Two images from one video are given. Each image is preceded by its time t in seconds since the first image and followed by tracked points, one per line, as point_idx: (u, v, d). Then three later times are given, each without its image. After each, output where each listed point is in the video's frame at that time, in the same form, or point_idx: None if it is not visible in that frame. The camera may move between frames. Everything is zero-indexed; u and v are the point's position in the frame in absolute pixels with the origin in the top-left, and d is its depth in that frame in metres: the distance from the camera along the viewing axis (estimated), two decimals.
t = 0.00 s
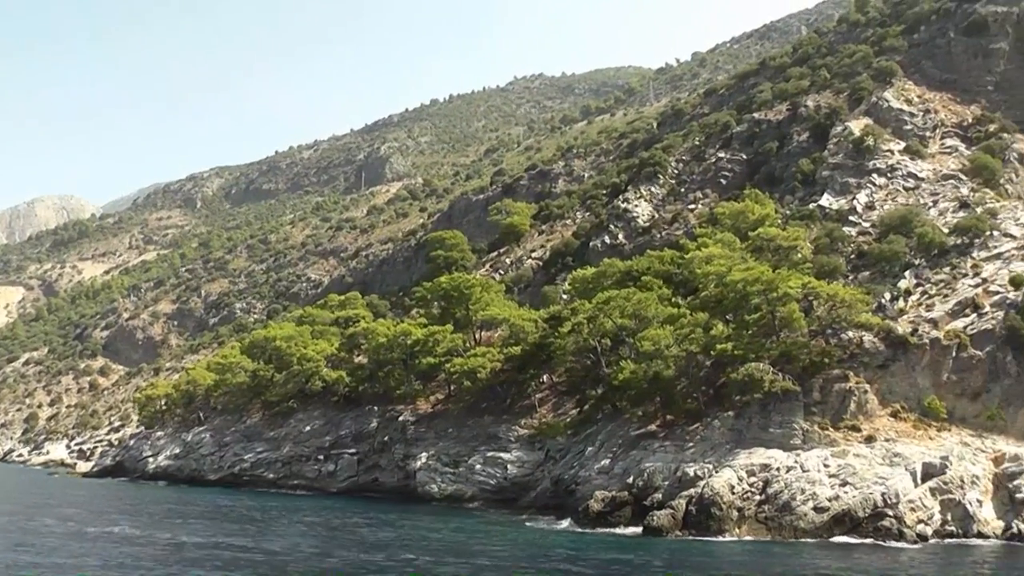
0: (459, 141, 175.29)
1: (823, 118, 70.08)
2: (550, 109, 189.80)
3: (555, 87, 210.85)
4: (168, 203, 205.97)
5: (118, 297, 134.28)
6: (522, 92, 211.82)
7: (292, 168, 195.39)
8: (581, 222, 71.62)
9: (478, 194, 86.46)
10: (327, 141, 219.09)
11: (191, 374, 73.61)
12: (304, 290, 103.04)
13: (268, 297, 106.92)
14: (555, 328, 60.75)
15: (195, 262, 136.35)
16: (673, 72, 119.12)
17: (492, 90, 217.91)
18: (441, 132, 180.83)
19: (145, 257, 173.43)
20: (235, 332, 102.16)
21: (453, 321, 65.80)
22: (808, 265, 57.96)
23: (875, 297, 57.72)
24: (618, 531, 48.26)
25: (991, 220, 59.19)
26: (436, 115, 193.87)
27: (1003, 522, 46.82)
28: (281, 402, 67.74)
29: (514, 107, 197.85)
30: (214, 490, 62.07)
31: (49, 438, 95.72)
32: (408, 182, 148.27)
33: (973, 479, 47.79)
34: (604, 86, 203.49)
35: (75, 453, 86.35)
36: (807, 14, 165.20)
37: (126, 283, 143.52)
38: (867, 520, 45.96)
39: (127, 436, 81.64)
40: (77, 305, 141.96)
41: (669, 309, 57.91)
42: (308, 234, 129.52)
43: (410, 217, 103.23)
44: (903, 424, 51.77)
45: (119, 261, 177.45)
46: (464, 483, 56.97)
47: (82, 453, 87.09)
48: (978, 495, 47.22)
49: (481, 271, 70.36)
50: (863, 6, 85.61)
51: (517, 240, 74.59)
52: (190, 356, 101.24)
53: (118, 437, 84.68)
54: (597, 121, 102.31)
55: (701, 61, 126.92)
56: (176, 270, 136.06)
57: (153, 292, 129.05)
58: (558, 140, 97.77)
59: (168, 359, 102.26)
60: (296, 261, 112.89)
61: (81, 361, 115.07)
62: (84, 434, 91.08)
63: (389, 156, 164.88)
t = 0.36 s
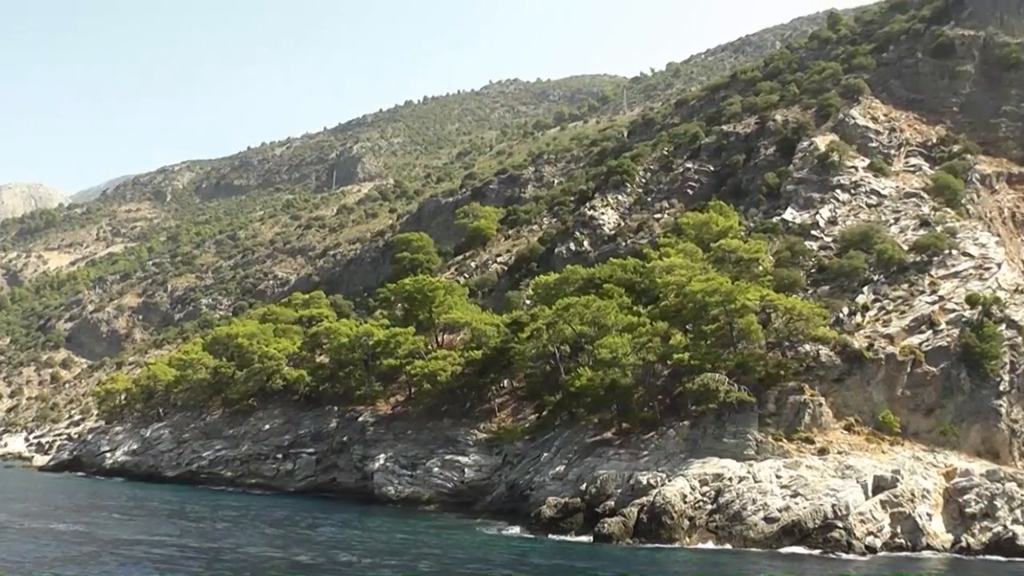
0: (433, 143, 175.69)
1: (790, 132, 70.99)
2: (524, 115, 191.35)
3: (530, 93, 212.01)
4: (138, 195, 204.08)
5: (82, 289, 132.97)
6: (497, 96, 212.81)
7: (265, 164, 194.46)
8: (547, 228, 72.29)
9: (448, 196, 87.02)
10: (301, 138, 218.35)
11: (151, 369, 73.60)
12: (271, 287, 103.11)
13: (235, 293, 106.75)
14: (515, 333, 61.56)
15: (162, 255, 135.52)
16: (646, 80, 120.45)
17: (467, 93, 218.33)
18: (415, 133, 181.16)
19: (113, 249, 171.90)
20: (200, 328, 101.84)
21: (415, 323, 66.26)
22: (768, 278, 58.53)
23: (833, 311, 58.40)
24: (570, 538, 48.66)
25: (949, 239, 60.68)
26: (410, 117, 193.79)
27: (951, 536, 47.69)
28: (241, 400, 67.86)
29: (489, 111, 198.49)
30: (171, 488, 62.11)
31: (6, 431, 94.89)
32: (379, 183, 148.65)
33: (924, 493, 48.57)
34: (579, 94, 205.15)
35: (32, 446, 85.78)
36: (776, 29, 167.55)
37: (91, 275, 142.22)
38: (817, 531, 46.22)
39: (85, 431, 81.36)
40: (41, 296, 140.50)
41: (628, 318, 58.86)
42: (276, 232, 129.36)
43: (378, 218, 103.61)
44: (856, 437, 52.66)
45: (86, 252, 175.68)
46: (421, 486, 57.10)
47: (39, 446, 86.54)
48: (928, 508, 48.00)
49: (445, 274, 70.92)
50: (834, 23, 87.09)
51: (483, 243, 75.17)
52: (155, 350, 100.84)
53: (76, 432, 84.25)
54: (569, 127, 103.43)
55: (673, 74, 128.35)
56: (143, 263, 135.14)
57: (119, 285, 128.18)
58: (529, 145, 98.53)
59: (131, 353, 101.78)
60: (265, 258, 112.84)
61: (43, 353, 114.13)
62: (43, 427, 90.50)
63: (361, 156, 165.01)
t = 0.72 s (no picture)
0: (398, 136, 175.57)
1: (750, 144, 71.92)
2: (490, 113, 192.32)
3: (500, 92, 212.71)
4: (97, 173, 200.87)
5: (32, 268, 130.88)
6: (466, 93, 213.07)
7: (227, 149, 192.33)
8: (505, 228, 73.22)
9: (411, 190, 87.64)
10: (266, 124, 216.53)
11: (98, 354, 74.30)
12: (228, 274, 102.92)
13: (191, 278, 106.13)
14: (465, 331, 63.02)
15: (119, 236, 134.00)
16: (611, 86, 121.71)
17: (436, 88, 217.82)
18: (380, 126, 180.72)
19: (68, 227, 169.24)
20: (153, 312, 101.20)
21: (367, 318, 67.52)
22: (718, 287, 59.12)
23: (782, 322, 59.08)
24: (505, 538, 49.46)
25: (900, 256, 61.91)
26: (378, 110, 192.79)
27: (887, 545, 48.91)
28: (187, 388, 69.27)
29: (457, 107, 198.64)
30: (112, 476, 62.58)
31: None
32: (341, 174, 148.38)
33: (862, 504, 49.61)
34: (548, 95, 206.15)
35: None
36: (740, 42, 169.95)
37: (43, 253, 140.13)
38: (753, 538, 46.78)
39: (24, 414, 81.07)
40: None
41: (578, 320, 59.67)
42: (235, 218, 128.69)
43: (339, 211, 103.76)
44: (798, 447, 53.58)
45: (39, 229, 172.81)
46: (365, 482, 58.07)
47: None
48: (865, 518, 49.08)
49: (402, 270, 72.11)
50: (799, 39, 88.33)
51: (441, 240, 75.74)
52: (106, 333, 100.10)
53: (16, 413, 83.71)
54: (534, 129, 104.04)
55: (639, 81, 129.60)
56: (98, 244, 133.54)
57: (72, 265, 126.64)
58: (493, 145, 99.06)
59: (82, 336, 100.93)
60: (223, 244, 112.40)
61: None
62: None
63: (325, 146, 164.35)
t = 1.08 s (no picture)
0: (326, 141, 175.10)
1: (675, 149, 72.68)
2: (418, 118, 193.85)
3: (432, 97, 214.46)
4: (21, 177, 195.17)
5: None
6: (395, 97, 213.63)
7: (155, 153, 188.60)
8: (432, 233, 73.72)
9: (338, 196, 87.73)
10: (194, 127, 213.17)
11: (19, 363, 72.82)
12: (156, 280, 101.58)
13: (117, 285, 104.14)
14: (391, 336, 63.10)
15: (44, 242, 130.71)
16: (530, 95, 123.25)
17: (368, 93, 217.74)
18: (307, 131, 179.74)
19: None
20: (79, 320, 99.13)
21: (294, 323, 67.23)
22: (642, 291, 60.07)
23: (704, 325, 59.44)
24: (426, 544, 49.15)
25: (823, 260, 62.75)
26: (305, 115, 191.81)
27: (809, 546, 49.24)
28: (112, 396, 68.26)
29: (385, 112, 198.87)
30: (32, 488, 61.03)
31: None
32: (270, 180, 147.71)
33: (784, 505, 49.83)
34: (477, 100, 207.91)
35: None
36: (661, 50, 173.28)
37: None
38: (675, 541, 46.60)
39: None
40: None
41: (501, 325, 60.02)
42: (164, 223, 126.88)
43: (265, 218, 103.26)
44: (720, 450, 54.01)
45: None
46: (290, 488, 57.10)
47: None
48: (787, 520, 49.28)
49: (329, 276, 72.44)
50: (725, 45, 89.80)
51: (367, 245, 76.01)
52: (27, 342, 97.80)
53: None
54: (462, 135, 104.66)
55: (561, 88, 131.48)
56: (23, 249, 130.00)
57: None
58: (421, 151, 99.46)
59: (3, 345, 98.44)
60: (150, 251, 110.84)
61: None
62: None
63: (254, 151, 162.82)
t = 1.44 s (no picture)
0: (257, 142, 174.02)
1: (600, 150, 73.32)
2: (348, 120, 194.05)
3: (360, 99, 214.50)
4: None
5: None
6: (325, 100, 213.04)
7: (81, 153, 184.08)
8: (358, 235, 73.98)
9: (265, 198, 87.51)
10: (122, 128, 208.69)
11: None
12: (81, 283, 100.24)
13: (42, 288, 102.23)
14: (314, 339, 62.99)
15: None
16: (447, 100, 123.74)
17: (298, 95, 216.46)
18: (237, 132, 178.00)
19: None
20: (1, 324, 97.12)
21: (218, 327, 66.87)
22: (563, 292, 60.71)
23: (626, 327, 59.85)
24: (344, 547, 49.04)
25: (745, 262, 63.59)
26: (232, 115, 190.06)
27: (730, 546, 49.60)
28: (33, 401, 67.50)
29: (314, 115, 198.19)
30: None
31: None
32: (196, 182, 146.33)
33: (704, 505, 50.05)
34: (407, 103, 207.55)
35: None
36: (587, 53, 175.39)
37: None
38: (594, 543, 46.33)
39: None
40: None
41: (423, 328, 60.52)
42: (92, 225, 124.93)
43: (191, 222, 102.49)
44: (641, 451, 54.32)
45: None
46: (213, 493, 56.47)
47: None
48: (707, 520, 49.51)
49: (255, 279, 72.45)
50: (651, 49, 90.92)
51: (292, 247, 76.16)
52: None
53: None
54: (389, 139, 104.93)
55: (484, 91, 132.39)
56: None
57: None
58: (349, 153, 99.58)
59: None
60: (75, 253, 109.23)
61: None
62: None
63: (184, 152, 160.74)
